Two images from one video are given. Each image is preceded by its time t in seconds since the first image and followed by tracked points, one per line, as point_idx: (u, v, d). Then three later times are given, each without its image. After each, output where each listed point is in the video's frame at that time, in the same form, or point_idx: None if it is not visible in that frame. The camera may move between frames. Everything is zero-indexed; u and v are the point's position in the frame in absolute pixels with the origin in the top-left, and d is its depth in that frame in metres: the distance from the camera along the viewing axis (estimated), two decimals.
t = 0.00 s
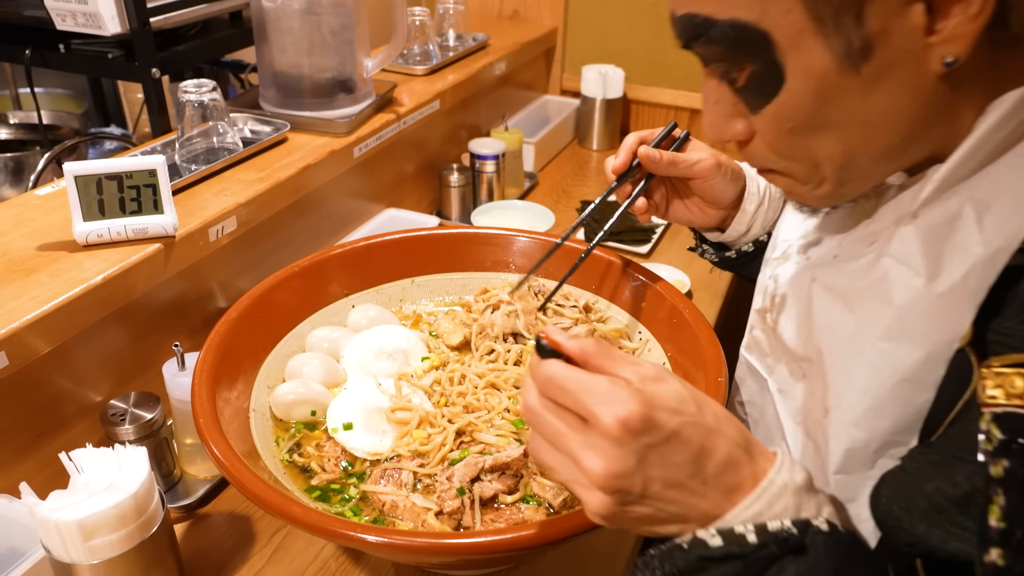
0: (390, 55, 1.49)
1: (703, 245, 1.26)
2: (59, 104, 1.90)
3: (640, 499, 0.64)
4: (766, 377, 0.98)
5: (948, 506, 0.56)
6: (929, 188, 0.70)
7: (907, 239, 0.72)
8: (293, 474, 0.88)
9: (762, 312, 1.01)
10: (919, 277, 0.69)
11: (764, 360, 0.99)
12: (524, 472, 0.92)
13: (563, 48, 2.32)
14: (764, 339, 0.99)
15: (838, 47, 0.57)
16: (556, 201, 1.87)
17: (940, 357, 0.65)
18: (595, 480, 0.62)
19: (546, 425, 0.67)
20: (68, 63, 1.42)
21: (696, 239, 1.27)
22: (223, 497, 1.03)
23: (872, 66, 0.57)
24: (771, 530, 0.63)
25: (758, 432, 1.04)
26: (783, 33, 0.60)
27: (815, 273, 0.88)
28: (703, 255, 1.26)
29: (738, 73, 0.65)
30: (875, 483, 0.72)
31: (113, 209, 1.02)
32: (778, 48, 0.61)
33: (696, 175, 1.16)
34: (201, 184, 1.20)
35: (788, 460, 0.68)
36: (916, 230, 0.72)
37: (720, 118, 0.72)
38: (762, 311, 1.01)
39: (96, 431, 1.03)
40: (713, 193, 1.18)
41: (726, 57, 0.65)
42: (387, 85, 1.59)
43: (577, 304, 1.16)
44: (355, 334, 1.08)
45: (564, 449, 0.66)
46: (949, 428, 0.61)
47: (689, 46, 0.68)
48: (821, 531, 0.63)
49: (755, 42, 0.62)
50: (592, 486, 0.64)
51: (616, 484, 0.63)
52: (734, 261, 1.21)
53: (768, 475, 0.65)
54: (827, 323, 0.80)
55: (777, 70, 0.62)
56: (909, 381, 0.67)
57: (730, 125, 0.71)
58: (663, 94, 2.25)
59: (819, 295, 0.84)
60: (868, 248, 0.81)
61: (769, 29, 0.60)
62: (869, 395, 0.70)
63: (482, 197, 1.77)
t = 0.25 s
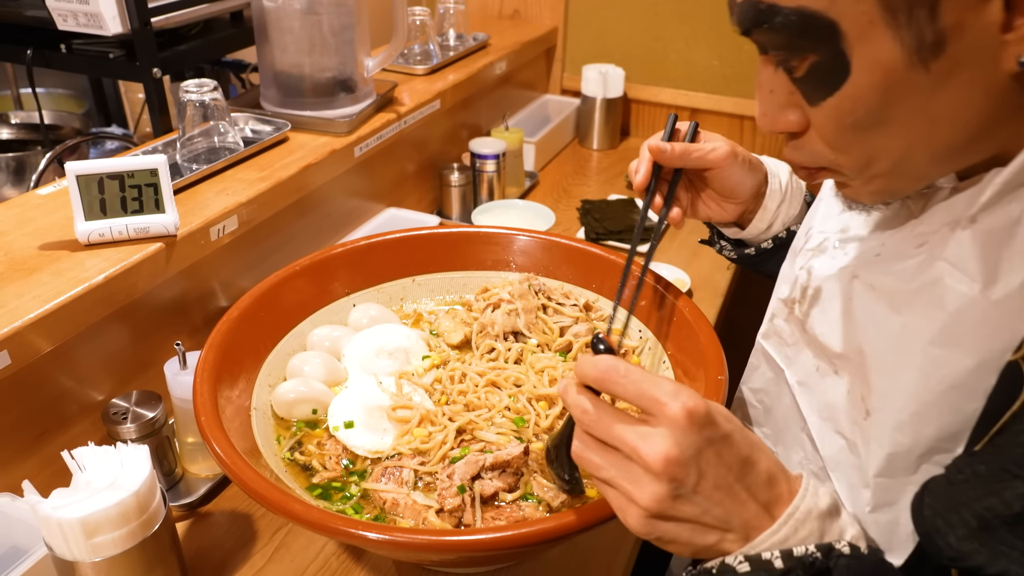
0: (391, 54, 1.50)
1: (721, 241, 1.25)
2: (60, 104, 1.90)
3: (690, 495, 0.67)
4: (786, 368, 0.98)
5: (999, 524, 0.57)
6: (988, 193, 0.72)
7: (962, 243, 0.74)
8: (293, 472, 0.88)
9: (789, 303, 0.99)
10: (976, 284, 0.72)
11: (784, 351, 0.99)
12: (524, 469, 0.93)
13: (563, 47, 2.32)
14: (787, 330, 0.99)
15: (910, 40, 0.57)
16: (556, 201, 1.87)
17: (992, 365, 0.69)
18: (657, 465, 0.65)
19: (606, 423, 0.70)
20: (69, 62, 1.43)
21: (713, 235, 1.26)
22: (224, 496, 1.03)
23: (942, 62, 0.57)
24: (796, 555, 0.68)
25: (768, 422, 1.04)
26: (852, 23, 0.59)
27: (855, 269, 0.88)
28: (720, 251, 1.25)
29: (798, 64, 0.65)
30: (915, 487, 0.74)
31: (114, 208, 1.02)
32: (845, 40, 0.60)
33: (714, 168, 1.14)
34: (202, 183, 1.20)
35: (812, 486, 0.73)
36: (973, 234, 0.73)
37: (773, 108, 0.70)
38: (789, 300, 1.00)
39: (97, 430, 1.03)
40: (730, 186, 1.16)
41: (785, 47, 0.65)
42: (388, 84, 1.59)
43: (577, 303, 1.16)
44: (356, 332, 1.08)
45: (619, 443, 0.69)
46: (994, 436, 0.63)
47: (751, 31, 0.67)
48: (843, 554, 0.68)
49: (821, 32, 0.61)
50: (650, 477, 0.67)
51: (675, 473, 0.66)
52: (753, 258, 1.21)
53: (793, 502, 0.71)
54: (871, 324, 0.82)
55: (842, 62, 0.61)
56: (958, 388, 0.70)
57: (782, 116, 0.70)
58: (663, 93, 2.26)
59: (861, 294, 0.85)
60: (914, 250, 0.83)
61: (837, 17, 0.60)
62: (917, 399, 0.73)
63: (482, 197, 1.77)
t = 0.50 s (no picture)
0: (390, 55, 1.50)
1: (732, 244, 1.25)
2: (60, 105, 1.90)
3: (693, 511, 0.67)
4: (796, 373, 0.99)
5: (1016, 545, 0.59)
6: None
7: (993, 257, 0.75)
8: (293, 472, 0.89)
9: (807, 308, 1.00)
10: (1005, 301, 0.73)
11: (796, 355, 1.00)
12: (524, 469, 0.93)
13: (563, 47, 2.32)
14: (800, 336, 1.00)
15: (940, 57, 0.57)
16: (556, 201, 1.87)
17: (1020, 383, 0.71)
18: (657, 481, 0.65)
19: (607, 439, 0.70)
20: (69, 63, 1.43)
21: (724, 238, 1.26)
22: (224, 495, 1.04)
23: (972, 79, 0.57)
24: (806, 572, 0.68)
25: (776, 425, 1.05)
26: (881, 38, 0.59)
27: (879, 278, 0.89)
28: (731, 254, 1.26)
29: (824, 74, 0.65)
30: (936, 503, 0.77)
31: (114, 209, 1.02)
32: (874, 53, 0.61)
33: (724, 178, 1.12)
34: (202, 184, 1.20)
35: (824, 505, 0.74)
36: (1004, 249, 0.74)
37: (797, 117, 0.71)
38: (806, 306, 1.00)
39: (97, 430, 1.03)
40: (741, 194, 1.15)
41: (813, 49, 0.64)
42: (387, 84, 1.59)
43: (577, 302, 1.17)
44: (355, 332, 1.08)
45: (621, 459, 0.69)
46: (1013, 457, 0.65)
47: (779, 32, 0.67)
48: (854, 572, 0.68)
49: (848, 46, 0.62)
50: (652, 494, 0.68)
51: (676, 490, 0.66)
52: (765, 261, 1.22)
53: (806, 520, 0.71)
54: (895, 337, 0.83)
55: (869, 75, 0.62)
56: (984, 406, 0.72)
57: (806, 125, 0.71)
58: (663, 93, 2.26)
59: (885, 304, 0.87)
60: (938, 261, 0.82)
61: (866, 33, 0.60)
62: (942, 416, 0.75)
63: (482, 196, 1.78)
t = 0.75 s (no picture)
0: (389, 54, 1.50)
1: (716, 249, 1.24)
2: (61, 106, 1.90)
3: (677, 495, 0.67)
4: (804, 347, 0.99)
5: None
6: None
7: None
8: (291, 472, 0.89)
9: (819, 278, 1.00)
10: None
11: (804, 327, 1.01)
12: (521, 469, 0.93)
13: (562, 47, 2.32)
14: (807, 307, 1.01)
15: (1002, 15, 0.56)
16: (555, 200, 1.87)
17: None
18: (643, 466, 0.65)
19: (591, 422, 0.69)
20: (68, 64, 1.43)
21: (709, 243, 1.25)
22: (223, 495, 1.04)
23: None
24: (779, 552, 0.70)
25: (779, 400, 1.05)
26: None
27: (901, 244, 0.87)
28: (717, 259, 1.25)
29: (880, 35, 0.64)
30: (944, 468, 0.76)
31: (113, 210, 1.02)
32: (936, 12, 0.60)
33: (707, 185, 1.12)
34: (201, 184, 1.20)
35: (798, 486, 0.74)
36: None
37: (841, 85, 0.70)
38: (818, 276, 1.00)
39: (96, 431, 1.04)
40: (725, 200, 1.16)
41: None
42: (386, 84, 1.59)
43: (575, 302, 1.17)
44: (354, 333, 1.09)
45: (605, 444, 0.68)
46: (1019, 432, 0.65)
47: None
48: (826, 552, 0.71)
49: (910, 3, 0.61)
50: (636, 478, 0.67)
51: (662, 473, 0.66)
52: (751, 265, 1.22)
53: (778, 501, 0.72)
54: (912, 303, 0.82)
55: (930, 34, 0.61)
56: (1004, 371, 0.71)
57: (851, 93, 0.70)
58: (662, 92, 2.26)
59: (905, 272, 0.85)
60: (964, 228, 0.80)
61: None
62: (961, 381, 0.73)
63: (481, 196, 1.78)
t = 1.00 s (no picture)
0: (387, 55, 1.50)
1: (716, 248, 1.23)
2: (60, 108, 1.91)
3: (705, 507, 0.69)
4: (826, 349, 1.00)
5: None
6: None
7: None
8: (287, 474, 0.89)
9: (843, 281, 1.00)
10: None
11: (825, 331, 1.01)
12: (518, 470, 0.93)
13: (560, 47, 2.32)
14: (829, 310, 1.02)
15: None
16: (554, 201, 1.87)
17: None
18: (673, 478, 0.66)
19: (619, 435, 0.69)
20: (65, 66, 1.43)
21: (708, 242, 1.24)
22: (220, 497, 1.04)
23: None
24: (808, 566, 0.72)
25: (796, 405, 1.05)
26: None
27: (933, 247, 0.89)
28: (716, 258, 1.24)
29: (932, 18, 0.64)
30: (985, 467, 0.76)
31: (109, 212, 1.02)
32: None
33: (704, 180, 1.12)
34: (198, 186, 1.20)
35: (822, 498, 0.77)
36: None
37: (885, 83, 0.69)
38: (842, 279, 1.01)
39: (93, 433, 1.03)
40: (722, 197, 1.15)
41: None
42: (384, 85, 1.59)
43: (572, 303, 1.17)
44: (351, 334, 1.08)
45: (633, 456, 0.68)
46: None
47: None
48: (855, 562, 0.72)
49: None
50: (665, 491, 0.68)
51: (692, 486, 0.67)
52: (751, 264, 1.22)
53: (805, 513, 0.75)
54: (950, 302, 0.83)
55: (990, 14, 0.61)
56: None
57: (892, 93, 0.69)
58: (661, 91, 2.26)
59: (940, 272, 0.86)
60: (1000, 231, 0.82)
61: None
62: (1004, 378, 0.74)
63: (479, 197, 1.78)
